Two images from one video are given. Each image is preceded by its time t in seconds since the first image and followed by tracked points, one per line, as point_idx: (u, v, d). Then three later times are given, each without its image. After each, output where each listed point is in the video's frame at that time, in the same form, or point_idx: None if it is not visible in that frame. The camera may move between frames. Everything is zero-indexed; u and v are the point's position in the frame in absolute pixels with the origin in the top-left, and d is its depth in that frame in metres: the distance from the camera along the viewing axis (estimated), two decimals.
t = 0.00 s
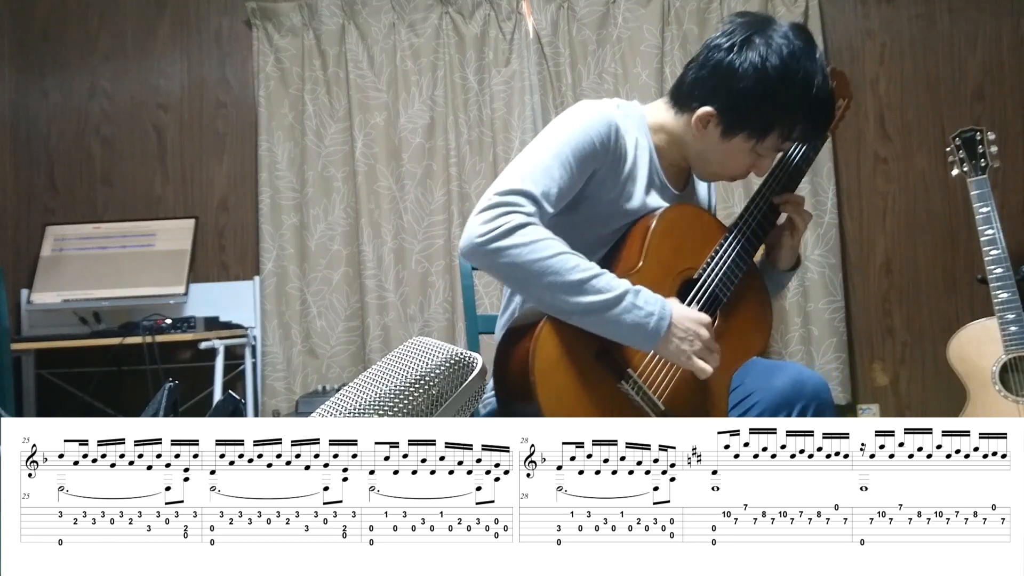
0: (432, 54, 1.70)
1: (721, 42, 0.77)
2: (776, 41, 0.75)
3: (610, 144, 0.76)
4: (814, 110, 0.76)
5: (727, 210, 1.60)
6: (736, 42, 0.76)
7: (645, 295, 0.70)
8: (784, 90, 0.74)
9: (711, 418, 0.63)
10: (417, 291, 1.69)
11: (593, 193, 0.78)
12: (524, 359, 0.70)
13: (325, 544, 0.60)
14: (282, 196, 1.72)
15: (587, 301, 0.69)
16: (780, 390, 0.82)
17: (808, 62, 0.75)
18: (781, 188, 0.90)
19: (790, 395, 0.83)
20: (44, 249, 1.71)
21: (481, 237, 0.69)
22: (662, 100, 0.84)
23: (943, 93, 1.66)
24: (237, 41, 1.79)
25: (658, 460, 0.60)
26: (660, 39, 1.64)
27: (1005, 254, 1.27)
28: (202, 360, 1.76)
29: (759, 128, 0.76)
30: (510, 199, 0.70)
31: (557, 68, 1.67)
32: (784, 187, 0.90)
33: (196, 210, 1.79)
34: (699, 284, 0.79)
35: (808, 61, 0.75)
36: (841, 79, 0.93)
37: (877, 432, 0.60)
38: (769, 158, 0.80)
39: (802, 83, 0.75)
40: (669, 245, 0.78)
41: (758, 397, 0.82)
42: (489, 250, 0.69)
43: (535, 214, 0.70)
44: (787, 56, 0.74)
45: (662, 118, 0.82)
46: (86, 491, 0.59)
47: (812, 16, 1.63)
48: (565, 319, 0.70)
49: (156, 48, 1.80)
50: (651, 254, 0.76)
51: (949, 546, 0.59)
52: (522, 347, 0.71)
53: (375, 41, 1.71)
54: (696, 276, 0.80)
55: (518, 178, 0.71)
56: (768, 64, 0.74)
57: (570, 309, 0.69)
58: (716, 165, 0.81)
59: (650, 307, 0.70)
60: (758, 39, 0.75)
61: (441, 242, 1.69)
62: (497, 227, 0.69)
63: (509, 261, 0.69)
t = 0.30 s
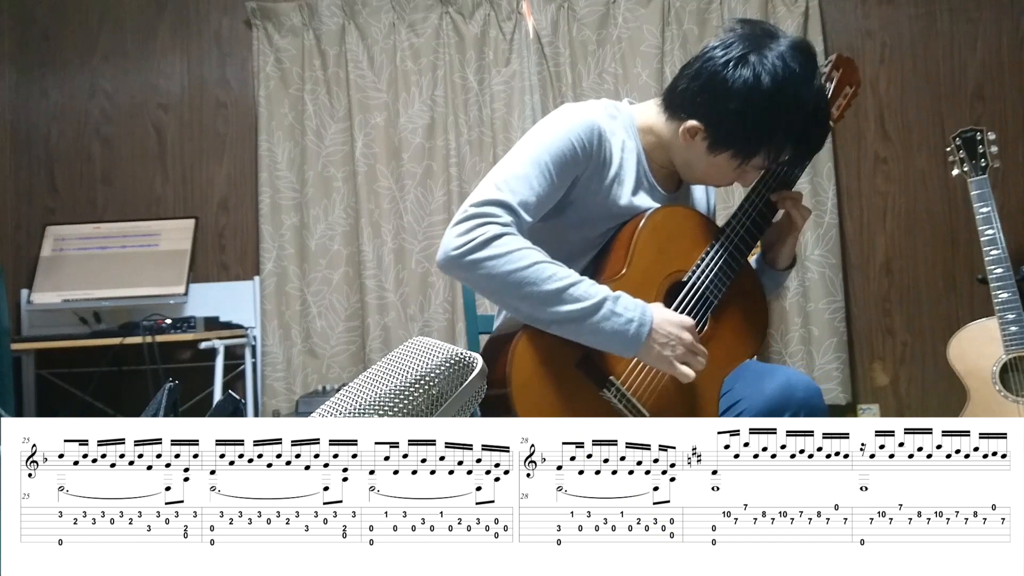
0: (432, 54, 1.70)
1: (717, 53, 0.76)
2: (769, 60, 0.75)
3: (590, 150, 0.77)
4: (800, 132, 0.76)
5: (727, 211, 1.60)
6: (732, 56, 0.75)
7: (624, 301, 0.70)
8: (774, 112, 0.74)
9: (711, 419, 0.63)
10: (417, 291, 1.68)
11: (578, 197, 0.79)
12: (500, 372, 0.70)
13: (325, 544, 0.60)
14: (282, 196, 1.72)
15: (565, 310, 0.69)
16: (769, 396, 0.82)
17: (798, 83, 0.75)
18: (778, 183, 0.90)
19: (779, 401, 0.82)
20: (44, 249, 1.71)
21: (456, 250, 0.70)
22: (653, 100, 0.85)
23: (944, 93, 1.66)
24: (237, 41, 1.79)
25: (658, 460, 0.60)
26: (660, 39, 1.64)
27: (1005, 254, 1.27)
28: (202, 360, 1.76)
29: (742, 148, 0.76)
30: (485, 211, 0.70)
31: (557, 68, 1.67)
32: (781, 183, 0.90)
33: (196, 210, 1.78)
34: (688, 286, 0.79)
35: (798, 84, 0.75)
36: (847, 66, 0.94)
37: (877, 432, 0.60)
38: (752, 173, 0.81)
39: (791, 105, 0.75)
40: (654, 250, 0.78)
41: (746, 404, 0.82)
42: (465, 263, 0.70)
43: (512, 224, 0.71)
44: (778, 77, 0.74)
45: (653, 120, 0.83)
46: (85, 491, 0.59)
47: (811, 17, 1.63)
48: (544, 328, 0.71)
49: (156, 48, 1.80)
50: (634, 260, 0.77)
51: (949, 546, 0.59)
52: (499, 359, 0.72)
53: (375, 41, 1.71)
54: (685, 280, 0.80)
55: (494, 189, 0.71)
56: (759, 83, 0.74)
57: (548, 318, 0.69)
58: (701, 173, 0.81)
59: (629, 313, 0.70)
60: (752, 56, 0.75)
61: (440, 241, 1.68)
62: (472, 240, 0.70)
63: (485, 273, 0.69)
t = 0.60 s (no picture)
0: (432, 54, 1.70)
1: (700, 41, 0.77)
2: (752, 46, 0.75)
3: (574, 155, 0.77)
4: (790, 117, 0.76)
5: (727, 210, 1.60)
6: (713, 43, 0.76)
7: (602, 315, 0.70)
8: (758, 96, 0.74)
9: (710, 419, 0.63)
10: (417, 291, 1.68)
11: (564, 199, 0.79)
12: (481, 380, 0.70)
13: (325, 544, 0.60)
14: (282, 196, 1.72)
15: (541, 321, 0.69)
16: (757, 401, 0.79)
17: (782, 67, 0.74)
18: (770, 187, 0.90)
19: (767, 406, 0.79)
20: (44, 249, 1.71)
21: (435, 255, 0.70)
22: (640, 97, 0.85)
23: (943, 92, 1.66)
24: (237, 41, 1.79)
25: (658, 460, 0.60)
26: (661, 39, 1.64)
27: (1005, 254, 1.27)
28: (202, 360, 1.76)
29: (732, 137, 0.76)
30: (465, 216, 0.71)
31: (557, 68, 1.67)
32: (769, 188, 0.90)
33: (196, 210, 1.78)
34: (676, 289, 0.79)
35: (783, 67, 0.74)
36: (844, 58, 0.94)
37: (877, 432, 0.60)
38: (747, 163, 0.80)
39: (776, 91, 0.74)
40: (640, 252, 0.78)
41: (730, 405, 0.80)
42: (444, 269, 0.70)
43: (492, 229, 0.71)
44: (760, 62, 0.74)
45: (639, 117, 0.83)
46: (85, 492, 0.59)
47: (811, 16, 1.63)
48: (521, 338, 0.71)
49: (156, 48, 1.80)
50: (622, 260, 0.77)
51: (949, 546, 0.59)
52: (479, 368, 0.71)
53: (374, 41, 1.71)
54: (672, 283, 0.80)
55: (475, 194, 0.72)
56: (740, 71, 0.74)
57: (525, 328, 0.69)
58: (693, 167, 0.81)
59: (607, 327, 0.70)
60: (734, 42, 0.75)
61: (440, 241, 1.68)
62: (451, 245, 0.70)
63: (464, 280, 0.70)
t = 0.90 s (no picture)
0: (432, 54, 1.70)
1: (659, 8, 0.80)
2: None
3: (565, 154, 0.77)
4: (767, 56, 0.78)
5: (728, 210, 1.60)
6: (671, 6, 0.79)
7: (597, 317, 0.70)
8: (727, 44, 0.76)
9: (711, 418, 0.63)
10: (417, 291, 1.68)
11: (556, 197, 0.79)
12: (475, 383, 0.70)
13: (325, 544, 0.60)
14: (282, 196, 1.72)
15: (536, 323, 0.69)
16: (753, 400, 0.81)
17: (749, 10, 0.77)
18: (765, 183, 0.90)
19: (763, 404, 0.81)
20: (44, 249, 1.71)
21: (430, 258, 0.70)
22: (621, 91, 0.86)
23: (943, 92, 1.66)
24: (237, 41, 1.79)
25: (658, 460, 0.60)
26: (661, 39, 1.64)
27: (1005, 254, 1.27)
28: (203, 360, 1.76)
29: (715, 90, 0.78)
30: (459, 218, 0.70)
31: (557, 68, 1.67)
32: (764, 184, 0.90)
33: (196, 210, 1.78)
34: (671, 287, 0.79)
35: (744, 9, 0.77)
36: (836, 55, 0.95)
37: (877, 432, 0.60)
38: (741, 119, 0.81)
39: (748, 34, 0.76)
40: (634, 253, 0.78)
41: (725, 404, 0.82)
42: (439, 272, 0.70)
43: (486, 230, 0.71)
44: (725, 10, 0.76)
45: (623, 107, 0.84)
46: (85, 492, 0.59)
47: (811, 16, 1.63)
48: (516, 340, 0.71)
49: (156, 48, 1.80)
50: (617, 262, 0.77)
51: (948, 546, 0.59)
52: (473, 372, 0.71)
53: (375, 42, 1.71)
54: (666, 282, 0.80)
55: (469, 195, 0.72)
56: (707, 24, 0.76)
57: (519, 331, 0.69)
58: (687, 141, 0.82)
59: (602, 329, 0.70)
60: None
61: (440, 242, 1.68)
62: (446, 248, 0.70)
63: (458, 283, 0.70)
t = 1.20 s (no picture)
0: (432, 54, 1.70)
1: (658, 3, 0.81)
2: None
3: (569, 152, 0.78)
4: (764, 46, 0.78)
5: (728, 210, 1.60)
6: None
7: (605, 309, 0.70)
8: (723, 36, 0.77)
9: (711, 418, 0.63)
10: (417, 291, 1.68)
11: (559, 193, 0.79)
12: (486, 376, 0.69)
13: (325, 544, 0.60)
14: (282, 196, 1.72)
15: (543, 316, 0.69)
16: (757, 398, 0.82)
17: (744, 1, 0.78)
18: (765, 184, 0.90)
19: (766, 403, 0.82)
20: (44, 249, 1.71)
21: (438, 255, 0.70)
22: (621, 90, 0.86)
23: (943, 92, 1.66)
24: (237, 41, 1.79)
25: (658, 460, 0.60)
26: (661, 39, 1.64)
27: (1005, 254, 1.27)
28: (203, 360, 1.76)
29: (712, 77, 0.78)
30: (466, 215, 0.71)
31: (557, 67, 1.67)
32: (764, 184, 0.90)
33: (196, 210, 1.78)
34: (674, 285, 0.79)
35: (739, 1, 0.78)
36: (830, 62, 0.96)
37: (877, 432, 0.60)
38: (736, 112, 0.81)
39: (742, 22, 0.77)
40: (638, 252, 0.78)
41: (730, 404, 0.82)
42: (447, 268, 0.70)
43: (493, 226, 0.71)
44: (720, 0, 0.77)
45: (624, 105, 0.84)
46: (84, 492, 0.59)
47: (812, 16, 1.63)
48: (525, 334, 0.70)
49: (156, 48, 1.80)
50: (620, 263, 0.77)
51: (948, 546, 0.59)
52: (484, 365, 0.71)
53: (375, 42, 1.71)
54: (671, 281, 0.80)
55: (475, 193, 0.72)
56: (702, 14, 0.78)
57: (528, 325, 0.70)
58: (683, 133, 0.82)
59: (610, 321, 0.70)
60: None
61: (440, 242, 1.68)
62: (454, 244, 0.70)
63: (466, 278, 0.70)
